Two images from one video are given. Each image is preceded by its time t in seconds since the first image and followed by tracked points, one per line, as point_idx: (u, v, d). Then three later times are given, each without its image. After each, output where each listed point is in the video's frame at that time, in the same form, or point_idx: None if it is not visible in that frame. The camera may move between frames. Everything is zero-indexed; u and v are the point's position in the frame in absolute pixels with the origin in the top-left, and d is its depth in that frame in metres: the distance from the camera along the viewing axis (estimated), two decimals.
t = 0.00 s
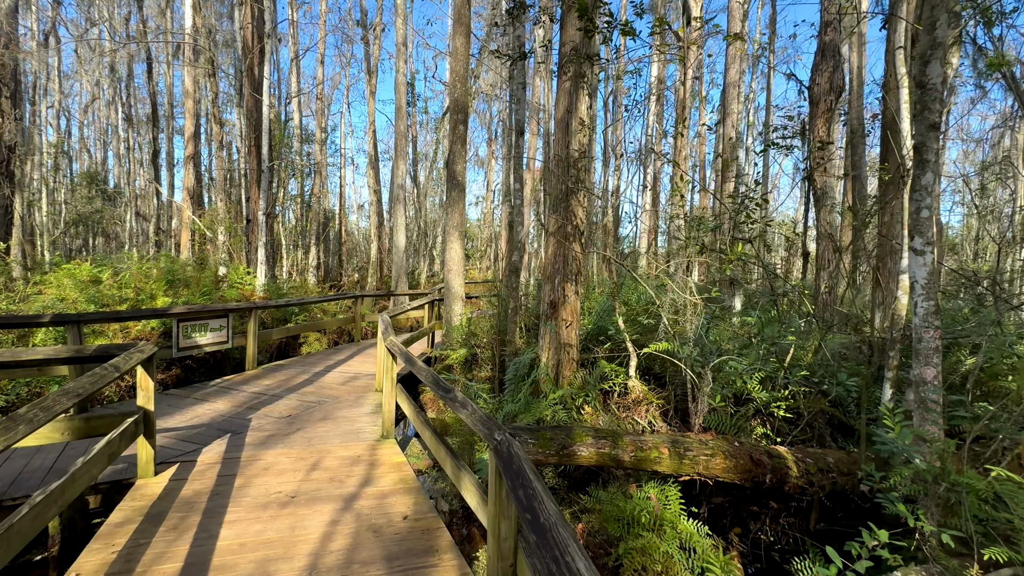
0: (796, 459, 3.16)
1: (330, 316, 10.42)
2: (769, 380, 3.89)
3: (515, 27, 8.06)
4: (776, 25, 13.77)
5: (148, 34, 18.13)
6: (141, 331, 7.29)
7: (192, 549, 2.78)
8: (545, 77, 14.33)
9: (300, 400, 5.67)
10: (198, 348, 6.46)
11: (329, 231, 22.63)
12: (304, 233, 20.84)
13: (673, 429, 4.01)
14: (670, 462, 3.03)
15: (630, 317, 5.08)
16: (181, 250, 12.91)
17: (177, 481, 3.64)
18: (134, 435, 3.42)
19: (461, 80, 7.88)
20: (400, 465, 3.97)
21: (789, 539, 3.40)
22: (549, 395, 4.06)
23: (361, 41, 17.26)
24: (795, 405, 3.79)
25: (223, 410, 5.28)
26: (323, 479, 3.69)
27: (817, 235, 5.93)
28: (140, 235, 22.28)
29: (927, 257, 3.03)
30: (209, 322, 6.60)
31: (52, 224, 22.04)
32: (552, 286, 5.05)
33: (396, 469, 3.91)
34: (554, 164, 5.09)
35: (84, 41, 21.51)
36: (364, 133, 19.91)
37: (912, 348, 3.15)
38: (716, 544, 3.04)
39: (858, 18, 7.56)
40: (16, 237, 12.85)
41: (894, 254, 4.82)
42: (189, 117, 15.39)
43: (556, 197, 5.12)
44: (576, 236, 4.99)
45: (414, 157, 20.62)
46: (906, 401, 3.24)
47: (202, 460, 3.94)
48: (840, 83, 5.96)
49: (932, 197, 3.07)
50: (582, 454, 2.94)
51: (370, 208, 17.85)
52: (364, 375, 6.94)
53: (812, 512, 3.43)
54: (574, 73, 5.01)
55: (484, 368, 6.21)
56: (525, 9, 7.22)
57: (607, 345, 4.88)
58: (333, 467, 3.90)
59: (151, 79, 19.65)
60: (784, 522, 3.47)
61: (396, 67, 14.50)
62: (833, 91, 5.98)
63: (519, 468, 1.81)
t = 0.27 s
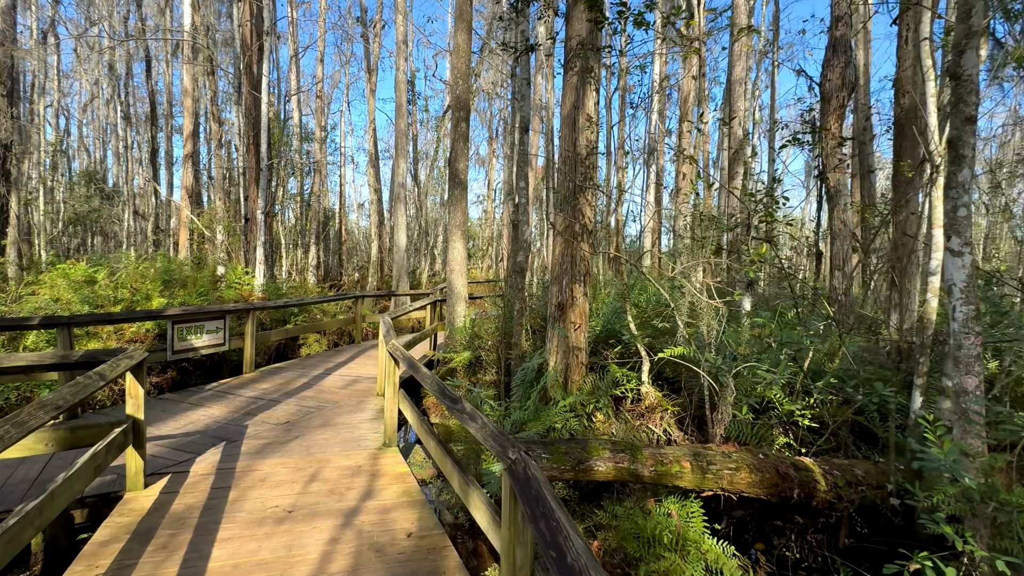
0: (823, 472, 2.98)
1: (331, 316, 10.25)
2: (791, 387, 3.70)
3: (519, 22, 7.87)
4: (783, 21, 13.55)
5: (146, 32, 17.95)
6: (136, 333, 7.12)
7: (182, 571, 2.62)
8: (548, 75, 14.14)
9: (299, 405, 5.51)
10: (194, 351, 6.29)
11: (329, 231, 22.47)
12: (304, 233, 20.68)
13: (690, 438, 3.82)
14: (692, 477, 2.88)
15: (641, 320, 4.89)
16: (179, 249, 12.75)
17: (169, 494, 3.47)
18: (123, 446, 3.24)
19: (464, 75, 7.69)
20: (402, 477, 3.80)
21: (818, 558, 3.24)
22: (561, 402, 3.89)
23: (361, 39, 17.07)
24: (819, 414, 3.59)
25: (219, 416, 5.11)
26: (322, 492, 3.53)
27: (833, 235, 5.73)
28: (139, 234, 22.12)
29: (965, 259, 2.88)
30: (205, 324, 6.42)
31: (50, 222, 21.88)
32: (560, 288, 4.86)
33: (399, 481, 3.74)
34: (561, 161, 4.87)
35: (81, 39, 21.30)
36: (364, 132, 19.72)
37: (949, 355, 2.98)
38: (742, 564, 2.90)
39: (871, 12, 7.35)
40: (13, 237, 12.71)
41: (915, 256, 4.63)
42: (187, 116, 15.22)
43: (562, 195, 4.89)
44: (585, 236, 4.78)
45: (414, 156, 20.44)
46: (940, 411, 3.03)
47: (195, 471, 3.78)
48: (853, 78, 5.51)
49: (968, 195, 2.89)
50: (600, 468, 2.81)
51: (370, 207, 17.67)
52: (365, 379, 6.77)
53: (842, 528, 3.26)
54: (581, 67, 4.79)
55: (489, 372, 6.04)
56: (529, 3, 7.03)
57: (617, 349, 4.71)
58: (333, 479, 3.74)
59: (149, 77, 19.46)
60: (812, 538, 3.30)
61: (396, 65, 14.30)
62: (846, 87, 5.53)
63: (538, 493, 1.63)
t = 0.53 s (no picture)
0: (857, 484, 2.88)
1: (334, 316, 10.11)
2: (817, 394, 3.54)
3: (526, 16, 7.69)
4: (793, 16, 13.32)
5: (149, 30, 17.85)
6: (136, 333, 6.99)
7: None
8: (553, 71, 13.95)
9: (301, 408, 5.36)
10: (195, 352, 6.15)
11: (332, 229, 22.36)
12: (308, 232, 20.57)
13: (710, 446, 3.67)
14: (718, 491, 2.88)
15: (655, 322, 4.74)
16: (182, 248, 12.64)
17: (166, 503, 3.33)
18: (118, 454, 3.08)
19: (470, 71, 7.51)
20: (409, 486, 3.64)
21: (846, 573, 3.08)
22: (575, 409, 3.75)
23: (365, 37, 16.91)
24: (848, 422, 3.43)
25: (220, 419, 4.97)
26: (325, 502, 3.38)
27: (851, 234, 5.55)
28: (143, 233, 22.07)
29: (1017, 260, 2.72)
30: (206, 324, 6.27)
31: (54, 222, 21.85)
32: (571, 288, 4.69)
33: (406, 490, 3.60)
34: (572, 157, 4.69)
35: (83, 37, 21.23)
36: (367, 130, 19.58)
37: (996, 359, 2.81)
38: None
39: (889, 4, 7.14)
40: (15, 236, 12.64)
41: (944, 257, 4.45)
42: (190, 114, 15.11)
43: (573, 192, 4.70)
44: (597, 235, 4.60)
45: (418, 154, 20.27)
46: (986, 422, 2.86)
47: (194, 479, 3.63)
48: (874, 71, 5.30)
49: (1019, 190, 2.73)
50: (620, 482, 2.86)
51: (374, 206, 17.54)
52: (369, 380, 6.63)
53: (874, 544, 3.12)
54: (592, 61, 4.57)
55: (496, 375, 5.89)
56: None
57: (632, 352, 4.57)
58: (336, 488, 3.59)
59: (152, 75, 19.36)
60: (842, 554, 3.17)
61: (400, 62, 14.13)
62: (866, 80, 5.33)
63: (564, 521, 1.46)
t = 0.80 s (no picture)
0: (895, 498, 2.82)
1: (340, 316, 10.00)
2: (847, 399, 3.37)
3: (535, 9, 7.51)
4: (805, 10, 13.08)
5: (155, 29, 17.82)
6: (142, 333, 6.89)
7: None
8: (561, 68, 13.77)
9: (307, 410, 5.24)
10: (200, 352, 6.04)
11: (338, 228, 22.31)
12: (314, 230, 20.51)
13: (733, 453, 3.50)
14: (751, 505, 2.79)
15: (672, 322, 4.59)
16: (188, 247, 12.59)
17: (167, 510, 3.20)
18: (117, 460, 2.94)
19: (478, 65, 7.35)
20: (419, 493, 3.50)
21: None
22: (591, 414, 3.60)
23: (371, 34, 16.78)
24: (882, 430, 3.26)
25: (224, 421, 4.84)
26: (332, 510, 3.24)
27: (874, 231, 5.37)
28: (150, 231, 22.09)
29: None
30: (211, 324, 6.16)
31: (62, 220, 21.93)
32: (585, 288, 4.53)
33: (416, 497, 3.45)
34: (586, 152, 4.52)
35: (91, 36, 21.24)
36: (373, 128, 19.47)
37: None
38: None
39: None
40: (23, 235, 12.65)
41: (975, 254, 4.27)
42: (196, 113, 15.05)
43: (586, 189, 4.53)
44: (612, 232, 4.43)
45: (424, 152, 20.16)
46: None
47: (196, 484, 3.50)
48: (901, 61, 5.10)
49: None
50: (646, 496, 2.72)
51: (380, 204, 17.43)
52: (376, 381, 6.50)
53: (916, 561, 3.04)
54: (607, 52, 4.38)
55: (506, 376, 5.75)
56: None
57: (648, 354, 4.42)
58: (343, 495, 3.45)
59: (158, 74, 19.34)
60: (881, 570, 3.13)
61: (406, 58, 13.99)
62: (893, 71, 5.14)
63: (598, 550, 1.30)
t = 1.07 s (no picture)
0: (939, 512, 2.68)
1: (348, 314, 9.91)
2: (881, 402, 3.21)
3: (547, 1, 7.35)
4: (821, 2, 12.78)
5: (164, 27, 17.83)
6: (149, 331, 6.82)
7: None
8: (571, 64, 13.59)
9: (315, 411, 5.13)
10: (207, 351, 5.94)
11: (345, 226, 22.25)
12: (321, 228, 20.48)
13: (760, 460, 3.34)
14: (787, 519, 2.63)
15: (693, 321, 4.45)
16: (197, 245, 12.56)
17: (172, 515, 3.09)
18: (120, 465, 2.81)
19: (489, 58, 7.20)
20: (430, 500, 3.38)
21: None
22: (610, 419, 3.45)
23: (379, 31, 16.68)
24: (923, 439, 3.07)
25: (231, 422, 4.75)
26: (340, 517, 3.12)
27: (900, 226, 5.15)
28: (160, 229, 22.19)
29: None
30: (218, 322, 6.07)
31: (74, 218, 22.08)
32: (602, 287, 4.41)
33: (427, 504, 3.33)
34: (603, 146, 4.38)
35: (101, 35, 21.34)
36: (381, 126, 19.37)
37: None
38: None
39: None
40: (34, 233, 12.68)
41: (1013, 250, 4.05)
42: (205, 110, 15.02)
43: (602, 184, 4.39)
44: (629, 229, 4.30)
45: (432, 150, 20.04)
46: None
47: (201, 489, 3.39)
48: (931, 50, 4.97)
49: None
50: (676, 509, 2.58)
51: (388, 201, 17.34)
52: (385, 381, 6.39)
53: None
54: (626, 41, 4.23)
55: (517, 377, 5.62)
56: None
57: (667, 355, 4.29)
58: (352, 500, 3.33)
59: (167, 72, 19.37)
60: None
61: (415, 54, 13.86)
62: (922, 60, 4.99)
63: None
